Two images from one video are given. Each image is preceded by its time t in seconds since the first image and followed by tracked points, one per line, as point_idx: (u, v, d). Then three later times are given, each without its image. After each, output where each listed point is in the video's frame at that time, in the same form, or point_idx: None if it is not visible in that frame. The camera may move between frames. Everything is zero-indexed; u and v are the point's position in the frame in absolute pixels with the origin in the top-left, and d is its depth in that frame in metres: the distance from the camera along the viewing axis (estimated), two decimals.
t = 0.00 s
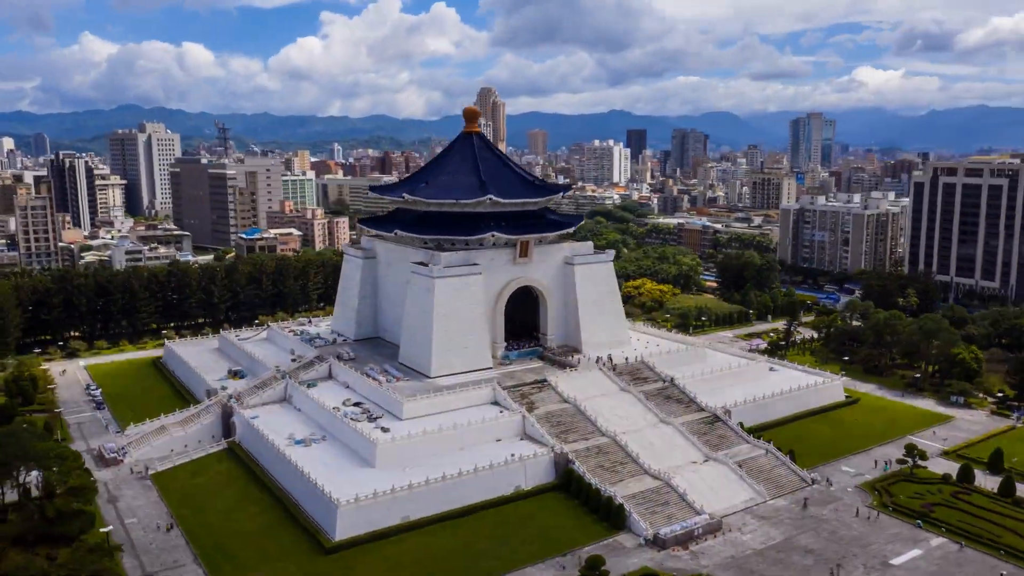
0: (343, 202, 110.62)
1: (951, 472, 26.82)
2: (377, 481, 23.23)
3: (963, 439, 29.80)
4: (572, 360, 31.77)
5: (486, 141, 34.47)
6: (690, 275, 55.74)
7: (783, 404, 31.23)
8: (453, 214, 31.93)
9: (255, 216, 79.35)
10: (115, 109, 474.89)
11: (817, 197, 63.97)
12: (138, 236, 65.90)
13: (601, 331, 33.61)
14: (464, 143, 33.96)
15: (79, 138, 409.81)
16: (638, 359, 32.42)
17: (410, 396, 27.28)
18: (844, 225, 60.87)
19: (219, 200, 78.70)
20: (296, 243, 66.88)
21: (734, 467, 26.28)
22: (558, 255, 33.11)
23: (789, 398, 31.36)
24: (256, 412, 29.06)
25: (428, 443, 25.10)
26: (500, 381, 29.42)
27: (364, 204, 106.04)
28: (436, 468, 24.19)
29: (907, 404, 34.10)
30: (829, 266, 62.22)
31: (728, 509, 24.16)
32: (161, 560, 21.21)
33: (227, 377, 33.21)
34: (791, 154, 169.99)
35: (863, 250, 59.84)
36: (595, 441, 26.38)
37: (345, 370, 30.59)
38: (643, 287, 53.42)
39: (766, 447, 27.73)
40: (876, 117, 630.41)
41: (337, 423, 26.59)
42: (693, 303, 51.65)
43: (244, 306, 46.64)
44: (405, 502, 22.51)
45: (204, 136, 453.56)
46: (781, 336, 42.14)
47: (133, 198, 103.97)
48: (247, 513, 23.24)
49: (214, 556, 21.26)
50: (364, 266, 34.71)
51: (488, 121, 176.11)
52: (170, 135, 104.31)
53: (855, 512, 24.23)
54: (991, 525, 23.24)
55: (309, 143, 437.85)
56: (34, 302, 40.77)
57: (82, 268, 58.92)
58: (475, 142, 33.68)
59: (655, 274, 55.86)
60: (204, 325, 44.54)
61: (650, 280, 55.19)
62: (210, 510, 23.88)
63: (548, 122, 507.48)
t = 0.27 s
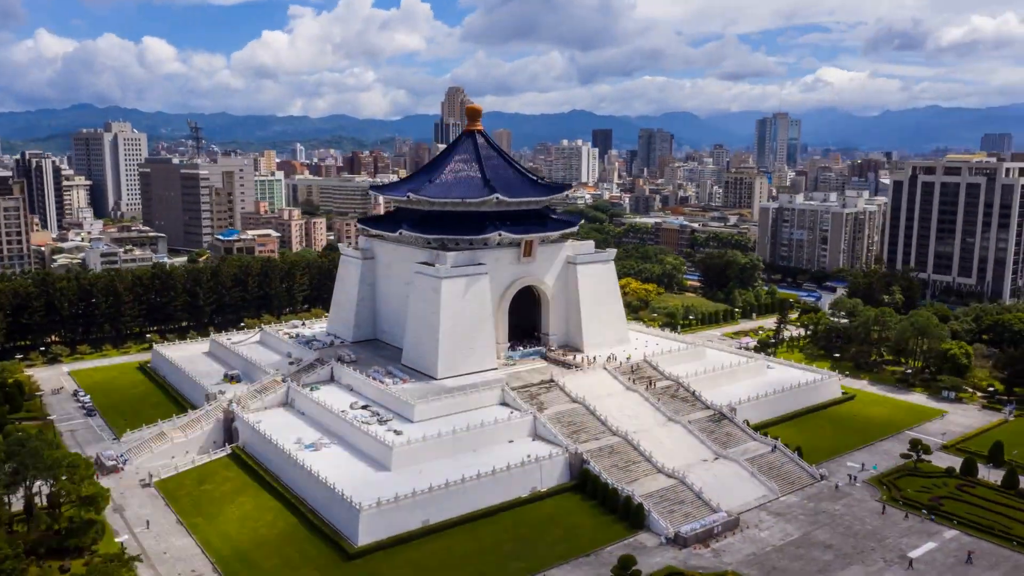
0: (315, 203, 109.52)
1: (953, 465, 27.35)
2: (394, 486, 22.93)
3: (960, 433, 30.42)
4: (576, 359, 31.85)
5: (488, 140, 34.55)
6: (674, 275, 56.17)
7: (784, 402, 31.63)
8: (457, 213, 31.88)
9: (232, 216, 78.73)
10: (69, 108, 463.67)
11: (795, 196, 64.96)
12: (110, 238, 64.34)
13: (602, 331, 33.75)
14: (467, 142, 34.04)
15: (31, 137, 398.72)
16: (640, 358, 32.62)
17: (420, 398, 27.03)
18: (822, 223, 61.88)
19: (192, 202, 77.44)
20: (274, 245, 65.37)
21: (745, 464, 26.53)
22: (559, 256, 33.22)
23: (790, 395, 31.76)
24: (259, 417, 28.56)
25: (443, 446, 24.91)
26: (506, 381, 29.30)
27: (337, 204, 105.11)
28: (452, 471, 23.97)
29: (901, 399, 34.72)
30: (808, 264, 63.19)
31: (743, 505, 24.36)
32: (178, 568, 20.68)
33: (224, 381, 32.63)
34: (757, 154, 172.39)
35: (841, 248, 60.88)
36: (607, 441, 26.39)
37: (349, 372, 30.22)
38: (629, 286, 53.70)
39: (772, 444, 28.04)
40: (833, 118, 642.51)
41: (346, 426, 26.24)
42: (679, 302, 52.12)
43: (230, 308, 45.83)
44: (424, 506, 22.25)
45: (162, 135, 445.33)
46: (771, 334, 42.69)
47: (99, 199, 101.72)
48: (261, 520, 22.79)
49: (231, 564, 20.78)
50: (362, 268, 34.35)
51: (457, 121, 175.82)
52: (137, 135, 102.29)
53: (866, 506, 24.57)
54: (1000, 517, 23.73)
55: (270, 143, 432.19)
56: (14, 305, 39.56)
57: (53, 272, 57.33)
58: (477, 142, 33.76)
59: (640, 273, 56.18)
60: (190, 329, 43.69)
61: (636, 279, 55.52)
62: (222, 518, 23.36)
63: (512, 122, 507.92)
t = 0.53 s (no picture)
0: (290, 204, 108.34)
1: (954, 460, 27.82)
2: (410, 489, 22.70)
3: (957, 428, 30.95)
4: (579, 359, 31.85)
5: (488, 139, 34.47)
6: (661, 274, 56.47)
7: (785, 399, 31.95)
8: (460, 212, 31.81)
9: (211, 216, 78.05)
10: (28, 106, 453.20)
11: (776, 195, 65.73)
12: (87, 239, 62.93)
13: (603, 330, 33.80)
14: (468, 140, 33.90)
15: None
16: (641, 357, 32.72)
17: (429, 400, 26.81)
18: (803, 222, 62.68)
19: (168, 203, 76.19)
20: (255, 246, 64.98)
21: (753, 461, 26.73)
22: (560, 255, 33.21)
23: (790, 393, 32.09)
24: (263, 421, 28.11)
25: (456, 447, 24.74)
26: (512, 382, 29.19)
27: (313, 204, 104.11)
28: (467, 473, 23.80)
29: (895, 395, 35.25)
30: (789, 263, 63.96)
31: (755, 502, 24.53)
32: None
33: (221, 385, 32.07)
34: (728, 153, 174.19)
35: (822, 247, 61.71)
36: (617, 441, 26.41)
37: (352, 374, 29.88)
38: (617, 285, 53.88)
39: (778, 441, 28.29)
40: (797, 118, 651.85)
41: (355, 429, 25.91)
42: (668, 301, 52.40)
43: (218, 311, 45.10)
44: (443, 508, 22.05)
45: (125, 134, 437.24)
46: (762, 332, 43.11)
47: (68, 200, 99.52)
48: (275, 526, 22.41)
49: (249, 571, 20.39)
50: (361, 268, 34.01)
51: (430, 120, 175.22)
52: (107, 134, 100.32)
53: (876, 502, 24.89)
54: (1006, 510, 24.18)
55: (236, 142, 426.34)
56: None
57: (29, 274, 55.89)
58: (478, 141, 33.67)
59: (627, 272, 56.37)
60: (177, 332, 42.92)
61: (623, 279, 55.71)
62: (233, 524, 22.93)
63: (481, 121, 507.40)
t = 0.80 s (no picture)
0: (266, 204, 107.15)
1: (954, 455, 28.30)
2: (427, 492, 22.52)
3: (952, 423, 31.49)
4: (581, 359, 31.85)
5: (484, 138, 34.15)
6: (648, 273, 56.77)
7: (785, 397, 32.24)
8: (460, 213, 31.58)
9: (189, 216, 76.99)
10: None
11: (757, 195, 66.42)
12: (63, 241, 61.60)
13: (603, 330, 33.82)
14: (465, 139, 33.55)
15: None
16: (642, 356, 32.81)
17: (437, 402, 26.63)
18: (785, 221, 63.40)
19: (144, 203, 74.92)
20: (236, 247, 64.12)
21: (760, 458, 26.93)
22: (560, 255, 33.18)
23: (789, 390, 32.39)
24: (267, 425, 27.70)
25: (469, 449, 24.60)
26: (518, 383, 29.09)
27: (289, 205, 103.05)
28: (482, 475, 23.69)
29: (889, 392, 35.76)
30: (771, 262, 64.66)
31: (766, 500, 24.71)
32: None
33: (219, 389, 31.55)
34: (701, 153, 175.74)
35: (804, 245, 62.48)
36: (626, 440, 26.45)
37: (355, 377, 29.56)
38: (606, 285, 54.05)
39: (782, 438, 28.53)
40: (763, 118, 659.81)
41: (364, 432, 25.64)
42: (656, 300, 52.70)
43: (205, 314, 44.41)
44: (461, 511, 21.91)
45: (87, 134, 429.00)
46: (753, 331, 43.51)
47: (37, 201, 97.35)
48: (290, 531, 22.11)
49: None
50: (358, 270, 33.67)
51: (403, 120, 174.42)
52: (77, 134, 98.30)
53: (884, 497, 25.21)
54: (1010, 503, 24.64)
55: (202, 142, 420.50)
56: None
57: (5, 277, 54.47)
58: (475, 140, 33.34)
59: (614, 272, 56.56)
60: (165, 336, 42.18)
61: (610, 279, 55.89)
62: (246, 531, 22.57)
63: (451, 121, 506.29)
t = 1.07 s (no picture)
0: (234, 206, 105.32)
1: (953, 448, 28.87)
2: (447, 494, 22.28)
3: (946, 418, 32.13)
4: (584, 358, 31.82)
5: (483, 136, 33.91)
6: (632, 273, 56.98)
7: (784, 394, 32.58)
8: (463, 212, 31.36)
9: (162, 219, 75.48)
10: None
11: (735, 195, 67.15)
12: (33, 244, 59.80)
13: (603, 329, 33.84)
14: (464, 138, 33.28)
15: None
16: (643, 354, 32.89)
17: (448, 404, 26.38)
18: (763, 221, 64.22)
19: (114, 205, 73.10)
20: (214, 248, 62.54)
21: (769, 455, 27.15)
22: (560, 255, 33.12)
23: (788, 387, 32.74)
24: (273, 430, 27.16)
25: (484, 451, 24.40)
26: (525, 383, 28.96)
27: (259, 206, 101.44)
28: (500, 476, 23.50)
29: (880, 388, 36.37)
30: (749, 261, 65.43)
31: (780, 496, 24.92)
32: None
33: (216, 394, 30.87)
34: (667, 154, 177.41)
35: (782, 245, 63.33)
36: (637, 439, 26.47)
37: (359, 380, 29.15)
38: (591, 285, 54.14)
39: (787, 434, 28.82)
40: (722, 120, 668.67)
41: (376, 435, 25.28)
42: (641, 300, 52.92)
43: (189, 317, 43.44)
44: (483, 513, 21.69)
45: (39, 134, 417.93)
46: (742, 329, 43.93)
47: None
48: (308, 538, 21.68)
49: None
50: (356, 271, 33.23)
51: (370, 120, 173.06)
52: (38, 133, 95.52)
53: (892, 491, 25.59)
54: (1014, 495, 25.18)
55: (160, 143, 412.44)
56: None
57: None
58: (474, 138, 33.09)
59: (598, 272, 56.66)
60: (150, 340, 41.17)
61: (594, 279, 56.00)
62: (261, 538, 22.07)
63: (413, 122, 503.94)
